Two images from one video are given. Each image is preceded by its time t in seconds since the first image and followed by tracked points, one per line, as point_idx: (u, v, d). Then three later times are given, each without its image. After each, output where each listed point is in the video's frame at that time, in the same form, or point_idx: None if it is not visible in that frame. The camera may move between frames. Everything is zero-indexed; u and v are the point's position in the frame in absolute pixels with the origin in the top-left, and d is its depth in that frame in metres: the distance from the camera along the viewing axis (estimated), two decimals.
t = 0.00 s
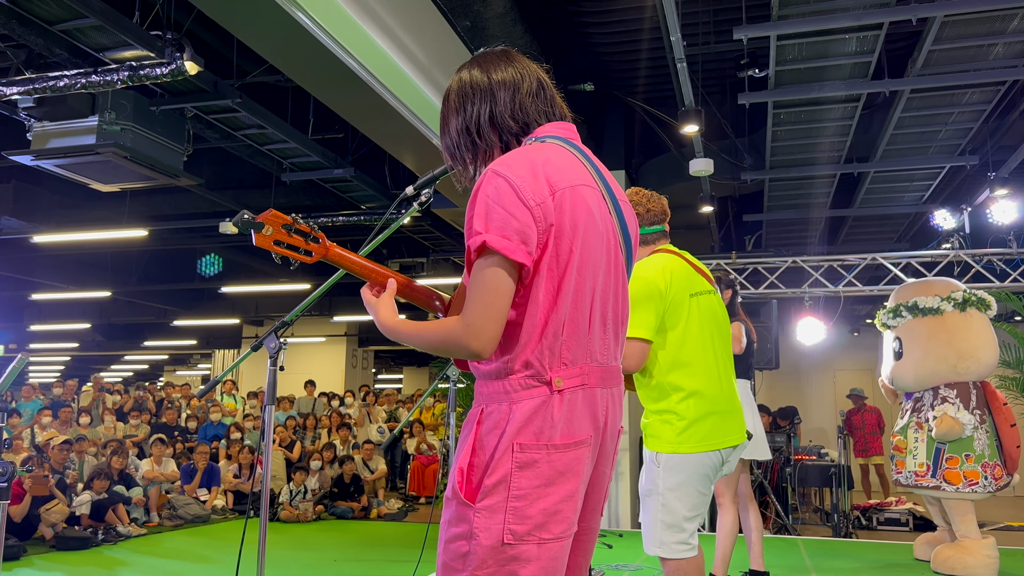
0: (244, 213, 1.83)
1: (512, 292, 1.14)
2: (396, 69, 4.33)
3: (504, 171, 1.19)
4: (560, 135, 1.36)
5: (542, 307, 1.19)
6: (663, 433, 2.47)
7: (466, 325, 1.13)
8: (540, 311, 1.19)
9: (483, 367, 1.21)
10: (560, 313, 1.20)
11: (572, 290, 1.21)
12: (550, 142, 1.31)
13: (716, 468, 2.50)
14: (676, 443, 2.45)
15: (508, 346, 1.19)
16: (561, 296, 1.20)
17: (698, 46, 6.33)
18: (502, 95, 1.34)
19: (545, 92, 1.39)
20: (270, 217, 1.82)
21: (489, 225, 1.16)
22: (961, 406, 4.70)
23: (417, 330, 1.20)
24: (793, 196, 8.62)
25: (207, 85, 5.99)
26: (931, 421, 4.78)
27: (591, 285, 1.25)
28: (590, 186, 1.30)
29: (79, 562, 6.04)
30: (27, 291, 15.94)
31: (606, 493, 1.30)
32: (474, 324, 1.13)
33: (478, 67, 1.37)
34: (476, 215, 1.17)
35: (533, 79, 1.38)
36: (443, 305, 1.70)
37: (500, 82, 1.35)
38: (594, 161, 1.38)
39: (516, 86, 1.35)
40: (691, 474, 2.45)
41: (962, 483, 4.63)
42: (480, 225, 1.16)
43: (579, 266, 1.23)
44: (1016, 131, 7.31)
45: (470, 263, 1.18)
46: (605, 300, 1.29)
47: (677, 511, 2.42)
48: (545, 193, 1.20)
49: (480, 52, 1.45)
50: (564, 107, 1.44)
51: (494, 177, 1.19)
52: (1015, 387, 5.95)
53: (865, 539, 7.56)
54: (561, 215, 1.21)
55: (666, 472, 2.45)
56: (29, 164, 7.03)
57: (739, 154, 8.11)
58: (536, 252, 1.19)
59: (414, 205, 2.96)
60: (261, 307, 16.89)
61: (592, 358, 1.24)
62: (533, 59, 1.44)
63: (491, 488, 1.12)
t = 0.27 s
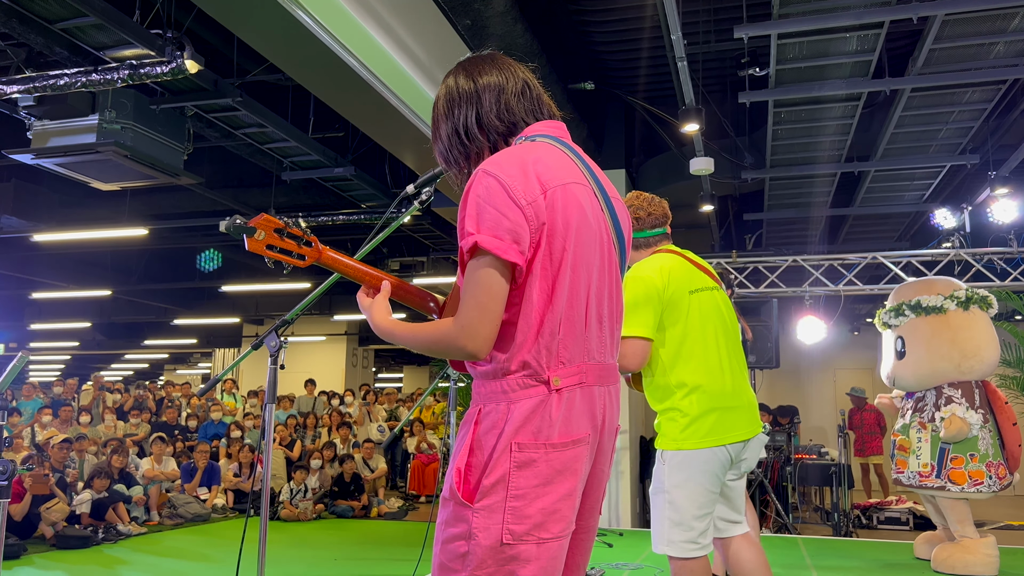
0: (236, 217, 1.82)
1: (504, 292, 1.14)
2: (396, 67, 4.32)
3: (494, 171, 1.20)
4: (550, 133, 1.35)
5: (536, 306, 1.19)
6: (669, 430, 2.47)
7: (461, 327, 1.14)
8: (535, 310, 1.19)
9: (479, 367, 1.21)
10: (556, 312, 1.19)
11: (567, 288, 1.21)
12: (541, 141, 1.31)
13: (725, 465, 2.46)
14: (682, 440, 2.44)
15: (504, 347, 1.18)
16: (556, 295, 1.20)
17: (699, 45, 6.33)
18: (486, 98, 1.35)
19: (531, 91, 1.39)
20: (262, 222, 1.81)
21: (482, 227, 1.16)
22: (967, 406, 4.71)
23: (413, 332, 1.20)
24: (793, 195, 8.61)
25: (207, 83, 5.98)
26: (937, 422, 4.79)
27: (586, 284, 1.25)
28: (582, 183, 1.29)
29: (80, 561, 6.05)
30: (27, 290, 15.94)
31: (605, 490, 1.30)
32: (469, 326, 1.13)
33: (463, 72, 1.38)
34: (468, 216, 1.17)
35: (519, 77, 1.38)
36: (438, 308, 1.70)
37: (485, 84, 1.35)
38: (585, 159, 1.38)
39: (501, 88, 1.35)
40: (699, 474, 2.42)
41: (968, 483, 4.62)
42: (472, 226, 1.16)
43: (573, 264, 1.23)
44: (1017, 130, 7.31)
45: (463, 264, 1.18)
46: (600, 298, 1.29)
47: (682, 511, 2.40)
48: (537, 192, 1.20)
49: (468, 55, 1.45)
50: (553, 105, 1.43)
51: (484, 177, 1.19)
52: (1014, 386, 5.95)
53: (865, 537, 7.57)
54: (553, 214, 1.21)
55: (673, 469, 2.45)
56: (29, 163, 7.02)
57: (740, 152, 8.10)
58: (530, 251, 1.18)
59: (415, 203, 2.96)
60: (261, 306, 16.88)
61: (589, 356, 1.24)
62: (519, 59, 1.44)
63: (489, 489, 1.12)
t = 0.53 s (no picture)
0: (236, 223, 1.83)
1: (507, 289, 1.14)
2: (397, 66, 4.32)
3: (494, 167, 1.19)
4: (548, 129, 1.35)
5: (540, 302, 1.19)
6: (697, 429, 2.48)
7: (466, 325, 1.14)
8: (540, 306, 1.19)
9: (485, 364, 1.21)
10: (560, 307, 1.19)
11: (570, 283, 1.21)
12: (540, 137, 1.30)
13: (751, 465, 2.44)
14: (711, 437, 2.44)
15: (509, 343, 1.18)
16: (560, 291, 1.20)
17: (700, 44, 6.33)
18: (482, 96, 1.34)
19: (528, 87, 1.39)
20: (263, 227, 1.81)
21: (484, 224, 1.16)
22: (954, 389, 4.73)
23: (419, 331, 1.20)
24: (794, 194, 8.61)
25: (207, 82, 5.98)
26: (936, 416, 4.80)
27: (589, 279, 1.25)
28: (583, 178, 1.29)
29: (81, 559, 6.05)
30: (27, 289, 15.94)
31: (612, 485, 1.30)
32: (474, 323, 1.13)
33: (458, 72, 1.38)
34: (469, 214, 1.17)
35: (515, 74, 1.37)
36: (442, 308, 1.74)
37: (479, 83, 1.35)
38: (585, 153, 1.37)
39: (495, 86, 1.35)
40: (724, 472, 2.41)
41: (969, 476, 4.64)
42: (474, 224, 1.16)
43: (575, 259, 1.22)
44: (1017, 129, 7.31)
45: (466, 262, 1.18)
46: (604, 292, 1.29)
47: (705, 509, 2.39)
48: (539, 188, 1.20)
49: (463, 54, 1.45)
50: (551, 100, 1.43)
51: (485, 174, 1.19)
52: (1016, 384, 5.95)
53: (866, 537, 7.59)
54: (556, 209, 1.21)
55: (698, 467, 2.46)
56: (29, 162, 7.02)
57: (741, 151, 8.10)
58: (532, 247, 1.18)
59: (414, 201, 2.96)
60: (261, 305, 16.89)
61: (595, 350, 1.24)
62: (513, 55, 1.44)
63: (496, 486, 1.12)
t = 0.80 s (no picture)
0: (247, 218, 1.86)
1: (518, 286, 1.14)
2: (398, 65, 4.32)
3: (504, 164, 1.19)
4: (558, 127, 1.35)
5: (551, 299, 1.19)
6: (735, 430, 2.47)
7: (478, 323, 1.14)
8: (550, 303, 1.19)
9: (495, 362, 1.21)
10: (570, 305, 1.19)
11: (581, 281, 1.21)
12: (550, 134, 1.30)
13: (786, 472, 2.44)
14: (751, 439, 2.43)
15: (519, 341, 1.18)
16: (569, 288, 1.20)
17: (701, 43, 6.33)
18: (490, 94, 1.34)
19: (536, 85, 1.38)
20: (273, 222, 1.85)
21: (494, 221, 1.16)
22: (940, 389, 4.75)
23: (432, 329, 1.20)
24: (795, 192, 8.61)
25: (208, 80, 5.98)
26: (931, 416, 4.81)
27: (599, 277, 1.25)
28: (592, 176, 1.29)
29: (82, 557, 6.06)
30: (28, 287, 15.94)
31: (620, 483, 1.30)
32: (485, 321, 1.13)
33: (466, 71, 1.38)
34: (479, 211, 1.17)
35: (523, 73, 1.37)
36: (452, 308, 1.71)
37: (487, 82, 1.35)
38: (594, 150, 1.37)
39: (504, 84, 1.35)
40: (758, 475, 2.42)
41: (963, 475, 4.71)
42: (484, 220, 1.16)
43: (586, 257, 1.22)
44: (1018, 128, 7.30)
45: (476, 259, 1.18)
46: (614, 290, 1.29)
47: (736, 510, 2.41)
48: (549, 185, 1.20)
49: (471, 53, 1.45)
50: (559, 98, 1.42)
51: (495, 171, 1.19)
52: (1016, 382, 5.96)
53: (866, 535, 7.60)
54: (566, 207, 1.21)
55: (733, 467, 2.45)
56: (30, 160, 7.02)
57: (741, 150, 8.09)
58: (542, 244, 1.18)
59: (416, 199, 2.95)
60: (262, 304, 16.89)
61: (605, 348, 1.24)
62: (521, 54, 1.43)
63: (506, 484, 1.12)
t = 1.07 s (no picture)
0: (254, 212, 1.86)
1: (526, 284, 1.14)
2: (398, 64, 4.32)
3: (512, 162, 1.19)
4: (566, 126, 1.35)
5: (558, 298, 1.19)
6: (757, 430, 2.50)
7: (486, 320, 1.14)
8: (556, 302, 1.19)
9: (501, 360, 1.21)
10: (576, 304, 1.19)
11: (588, 280, 1.21)
12: (558, 133, 1.30)
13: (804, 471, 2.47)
14: (771, 439, 2.47)
15: (526, 339, 1.18)
16: (576, 287, 1.20)
17: (701, 41, 6.32)
18: (498, 94, 1.35)
19: (545, 84, 1.38)
20: (280, 217, 1.85)
21: (501, 219, 1.16)
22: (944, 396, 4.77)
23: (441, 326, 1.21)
24: (795, 191, 8.61)
25: (208, 79, 5.98)
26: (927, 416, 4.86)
27: (606, 276, 1.25)
28: (600, 175, 1.29)
29: (82, 556, 6.06)
30: (28, 286, 15.94)
31: (625, 483, 1.30)
32: (493, 319, 1.13)
33: (475, 70, 1.38)
34: (487, 209, 1.17)
35: (531, 72, 1.37)
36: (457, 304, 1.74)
37: (496, 82, 1.36)
38: (603, 150, 1.37)
39: (512, 84, 1.35)
40: (779, 476, 2.44)
41: (956, 475, 4.72)
42: (491, 218, 1.16)
43: (593, 256, 1.23)
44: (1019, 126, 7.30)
45: (484, 256, 1.18)
46: (620, 290, 1.29)
47: (760, 513, 2.43)
48: (556, 184, 1.20)
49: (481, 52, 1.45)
50: (568, 97, 1.42)
51: (502, 169, 1.19)
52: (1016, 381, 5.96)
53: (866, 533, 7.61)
54: (573, 206, 1.21)
55: (754, 469, 2.47)
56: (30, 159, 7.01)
57: (742, 148, 8.09)
58: (549, 243, 1.18)
59: (416, 198, 2.95)
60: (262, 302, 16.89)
61: (611, 348, 1.24)
62: (530, 53, 1.43)
63: (511, 482, 1.12)
